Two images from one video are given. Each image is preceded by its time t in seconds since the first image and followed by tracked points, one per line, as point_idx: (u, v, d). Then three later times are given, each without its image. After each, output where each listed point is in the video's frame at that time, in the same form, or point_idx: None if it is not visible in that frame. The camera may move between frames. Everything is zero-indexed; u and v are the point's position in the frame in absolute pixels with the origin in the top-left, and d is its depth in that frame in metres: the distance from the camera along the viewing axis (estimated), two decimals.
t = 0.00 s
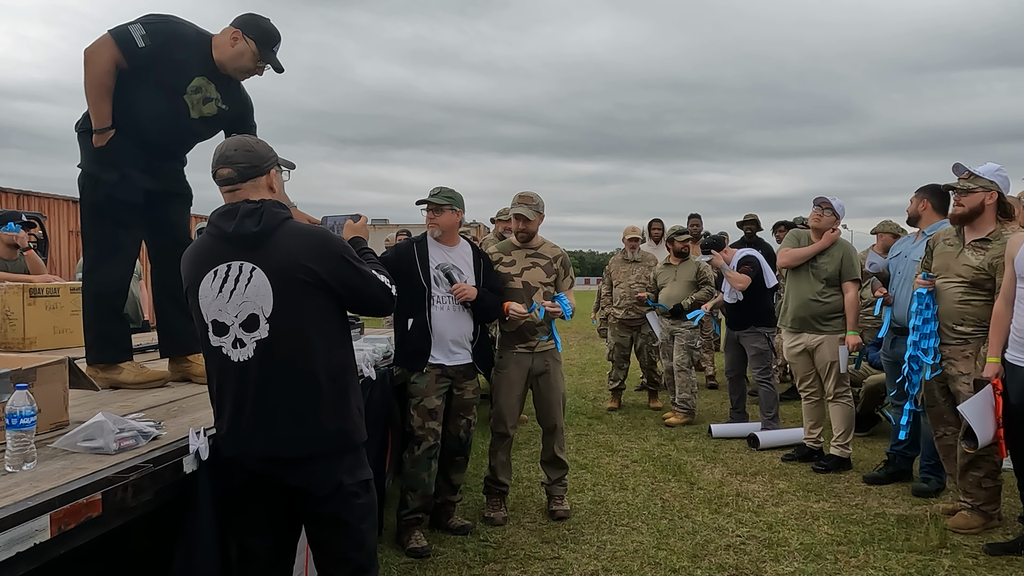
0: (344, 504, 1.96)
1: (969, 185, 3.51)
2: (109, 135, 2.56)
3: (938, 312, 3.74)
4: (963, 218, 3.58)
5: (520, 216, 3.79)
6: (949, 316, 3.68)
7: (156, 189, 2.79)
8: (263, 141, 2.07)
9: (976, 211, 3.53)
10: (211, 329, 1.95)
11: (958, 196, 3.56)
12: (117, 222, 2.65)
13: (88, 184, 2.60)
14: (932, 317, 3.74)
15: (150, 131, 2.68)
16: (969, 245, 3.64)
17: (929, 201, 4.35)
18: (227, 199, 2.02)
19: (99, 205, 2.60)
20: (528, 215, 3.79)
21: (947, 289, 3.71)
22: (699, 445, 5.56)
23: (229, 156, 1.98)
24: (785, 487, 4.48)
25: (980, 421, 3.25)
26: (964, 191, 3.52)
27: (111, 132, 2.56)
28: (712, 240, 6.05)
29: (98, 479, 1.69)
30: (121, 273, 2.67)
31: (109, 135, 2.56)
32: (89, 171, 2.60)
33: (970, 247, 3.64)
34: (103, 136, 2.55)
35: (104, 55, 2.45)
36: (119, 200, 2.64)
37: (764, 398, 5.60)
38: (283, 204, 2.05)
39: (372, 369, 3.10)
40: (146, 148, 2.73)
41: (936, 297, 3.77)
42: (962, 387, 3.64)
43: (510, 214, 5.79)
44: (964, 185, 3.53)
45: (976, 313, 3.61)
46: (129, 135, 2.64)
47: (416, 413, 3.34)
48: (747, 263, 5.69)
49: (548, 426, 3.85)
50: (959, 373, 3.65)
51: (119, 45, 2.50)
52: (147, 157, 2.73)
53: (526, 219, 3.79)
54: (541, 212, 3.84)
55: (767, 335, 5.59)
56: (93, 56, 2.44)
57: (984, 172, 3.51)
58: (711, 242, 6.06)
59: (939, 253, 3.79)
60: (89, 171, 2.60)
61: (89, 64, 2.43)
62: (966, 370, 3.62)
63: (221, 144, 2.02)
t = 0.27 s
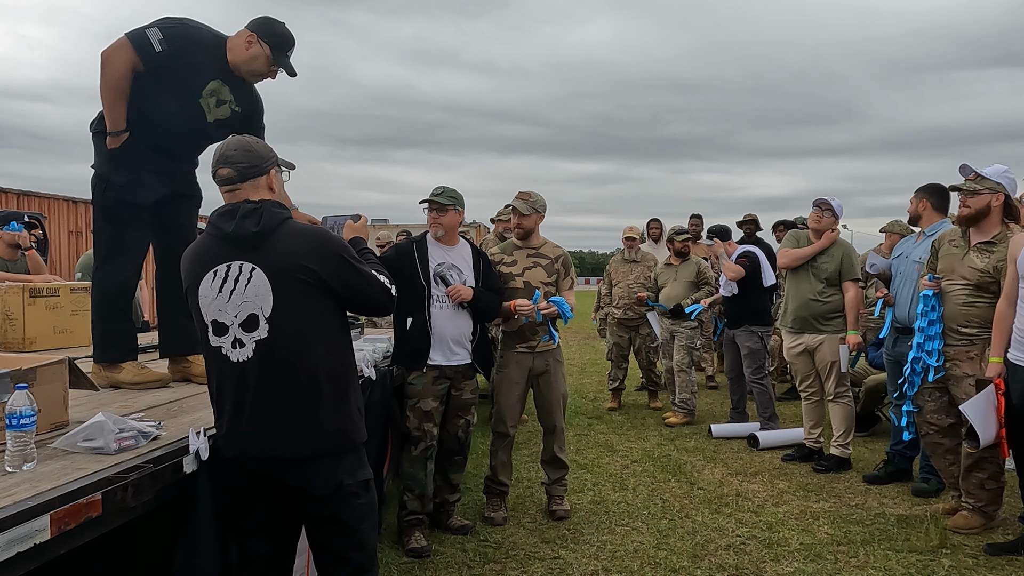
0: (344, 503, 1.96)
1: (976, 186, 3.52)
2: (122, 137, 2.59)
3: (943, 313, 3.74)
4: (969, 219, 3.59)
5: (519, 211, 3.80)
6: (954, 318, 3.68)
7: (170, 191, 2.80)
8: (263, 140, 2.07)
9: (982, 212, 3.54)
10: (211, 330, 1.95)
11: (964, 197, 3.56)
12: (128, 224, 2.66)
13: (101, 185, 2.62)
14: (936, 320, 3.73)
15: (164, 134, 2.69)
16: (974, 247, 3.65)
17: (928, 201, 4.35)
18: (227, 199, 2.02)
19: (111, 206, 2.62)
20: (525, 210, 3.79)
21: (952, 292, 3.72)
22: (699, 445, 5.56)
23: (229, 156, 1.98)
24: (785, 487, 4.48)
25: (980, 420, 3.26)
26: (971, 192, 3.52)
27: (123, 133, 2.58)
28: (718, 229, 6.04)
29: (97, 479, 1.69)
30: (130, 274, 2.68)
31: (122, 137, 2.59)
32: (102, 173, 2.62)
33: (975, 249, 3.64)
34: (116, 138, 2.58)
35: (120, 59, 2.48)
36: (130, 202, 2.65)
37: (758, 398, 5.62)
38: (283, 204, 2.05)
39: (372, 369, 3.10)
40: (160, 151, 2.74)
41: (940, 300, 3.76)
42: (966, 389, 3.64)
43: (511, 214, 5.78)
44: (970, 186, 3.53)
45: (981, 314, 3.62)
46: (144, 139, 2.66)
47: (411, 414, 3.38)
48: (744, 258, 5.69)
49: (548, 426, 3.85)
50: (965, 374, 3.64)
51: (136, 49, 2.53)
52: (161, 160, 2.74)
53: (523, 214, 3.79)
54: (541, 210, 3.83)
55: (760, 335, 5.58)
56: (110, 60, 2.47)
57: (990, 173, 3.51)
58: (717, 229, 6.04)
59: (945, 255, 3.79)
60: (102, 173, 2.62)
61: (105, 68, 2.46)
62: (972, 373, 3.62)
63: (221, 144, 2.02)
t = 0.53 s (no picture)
0: (344, 503, 1.96)
1: (978, 187, 3.53)
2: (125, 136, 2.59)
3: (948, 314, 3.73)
4: (969, 219, 3.59)
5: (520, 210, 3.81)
6: (959, 318, 3.68)
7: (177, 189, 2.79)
8: (263, 141, 2.07)
9: (984, 213, 3.54)
10: (212, 330, 1.95)
11: (965, 198, 3.58)
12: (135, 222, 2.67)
13: (107, 185, 2.63)
14: (940, 321, 3.73)
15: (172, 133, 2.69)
16: (976, 248, 3.65)
17: (924, 201, 4.35)
18: (227, 199, 2.02)
19: (118, 205, 2.63)
20: (526, 210, 3.80)
21: (955, 293, 3.71)
22: (699, 445, 5.56)
23: (229, 156, 1.98)
24: (785, 487, 4.48)
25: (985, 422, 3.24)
26: (972, 192, 3.54)
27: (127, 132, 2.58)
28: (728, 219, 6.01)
29: (97, 480, 1.69)
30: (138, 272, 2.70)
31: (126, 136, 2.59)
32: (108, 172, 2.63)
33: (977, 250, 3.65)
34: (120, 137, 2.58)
35: (124, 59, 2.47)
36: (136, 201, 2.65)
37: (756, 398, 5.62)
38: (283, 204, 2.05)
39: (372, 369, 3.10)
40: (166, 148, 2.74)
41: (944, 302, 3.75)
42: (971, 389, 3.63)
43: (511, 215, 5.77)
44: (972, 187, 3.55)
45: (986, 314, 3.61)
46: (149, 136, 2.67)
47: (409, 414, 3.38)
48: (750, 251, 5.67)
49: (548, 426, 3.85)
50: (968, 373, 3.63)
51: (137, 47, 2.51)
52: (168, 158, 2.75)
53: (524, 214, 3.79)
54: (542, 210, 3.84)
55: (755, 332, 5.59)
56: (113, 59, 2.45)
57: (993, 175, 3.53)
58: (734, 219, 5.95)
59: (946, 257, 3.79)
60: (109, 172, 2.63)
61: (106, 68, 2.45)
62: (977, 370, 3.61)
63: (221, 144, 2.02)
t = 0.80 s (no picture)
0: (344, 503, 1.96)
1: (976, 185, 3.55)
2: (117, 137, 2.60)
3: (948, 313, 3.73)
4: (967, 217, 3.60)
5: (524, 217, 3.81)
6: (960, 318, 3.68)
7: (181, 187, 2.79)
8: (263, 141, 2.07)
9: (981, 211, 3.56)
10: (211, 330, 1.95)
11: (963, 196, 3.58)
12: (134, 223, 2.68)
13: (105, 189, 2.65)
14: (941, 321, 3.72)
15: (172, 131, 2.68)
16: (974, 247, 3.66)
17: (923, 202, 4.34)
18: (227, 199, 2.02)
19: (117, 207, 2.65)
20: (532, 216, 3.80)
21: (955, 292, 3.71)
22: (699, 445, 5.56)
23: (229, 156, 1.98)
24: (785, 487, 4.48)
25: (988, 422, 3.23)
26: (970, 190, 3.54)
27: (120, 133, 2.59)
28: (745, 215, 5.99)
29: (97, 479, 1.69)
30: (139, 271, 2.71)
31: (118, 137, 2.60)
32: (106, 175, 2.64)
33: (976, 249, 3.65)
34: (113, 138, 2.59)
35: (112, 61, 2.48)
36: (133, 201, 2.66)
37: (760, 399, 5.62)
38: (282, 204, 2.05)
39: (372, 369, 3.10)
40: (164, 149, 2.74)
41: (944, 301, 3.76)
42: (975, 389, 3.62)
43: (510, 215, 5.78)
44: (969, 185, 3.57)
45: (987, 314, 3.61)
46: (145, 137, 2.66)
47: (409, 415, 3.38)
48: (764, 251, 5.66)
49: (548, 426, 3.85)
50: (971, 373, 3.63)
51: (124, 48, 2.51)
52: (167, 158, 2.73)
53: (531, 222, 3.80)
54: (544, 213, 3.84)
55: (759, 333, 5.58)
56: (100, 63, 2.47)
57: (990, 173, 3.53)
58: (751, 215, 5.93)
59: (943, 257, 3.79)
60: (106, 175, 2.64)
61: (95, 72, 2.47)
62: (979, 369, 3.60)
63: (221, 144, 2.02)
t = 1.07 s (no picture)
0: (344, 503, 1.96)
1: (968, 185, 3.59)
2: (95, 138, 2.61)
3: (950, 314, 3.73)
4: (961, 217, 3.64)
5: (521, 210, 3.79)
6: (961, 319, 3.68)
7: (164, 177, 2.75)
8: (263, 141, 2.07)
9: (974, 211, 3.59)
10: (211, 330, 1.95)
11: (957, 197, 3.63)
12: (115, 220, 2.69)
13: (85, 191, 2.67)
14: (942, 320, 3.71)
15: (149, 123, 2.65)
16: (973, 247, 3.66)
17: (919, 204, 4.35)
18: (227, 198, 2.02)
19: (96, 207, 2.66)
20: (527, 209, 3.78)
21: (955, 292, 3.71)
22: (699, 445, 5.56)
23: (229, 156, 1.99)
24: (785, 487, 4.48)
25: (978, 417, 3.26)
26: (962, 190, 3.59)
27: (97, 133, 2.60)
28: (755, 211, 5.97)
29: (98, 480, 1.69)
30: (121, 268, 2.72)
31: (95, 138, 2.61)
32: (86, 178, 2.67)
33: (976, 248, 3.65)
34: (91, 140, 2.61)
35: (75, 63, 2.50)
36: (109, 199, 2.65)
37: (761, 399, 5.63)
38: (282, 204, 2.05)
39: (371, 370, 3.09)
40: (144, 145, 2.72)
41: (944, 301, 3.75)
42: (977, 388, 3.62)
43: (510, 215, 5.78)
44: (961, 185, 3.61)
45: (987, 314, 3.60)
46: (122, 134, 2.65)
47: (410, 415, 3.38)
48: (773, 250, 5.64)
49: (548, 426, 3.85)
50: (972, 374, 3.64)
51: (83, 48, 2.50)
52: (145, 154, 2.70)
53: (525, 214, 3.79)
54: (542, 209, 3.83)
55: (764, 334, 5.59)
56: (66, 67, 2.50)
57: (983, 173, 3.57)
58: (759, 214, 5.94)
59: (945, 258, 3.79)
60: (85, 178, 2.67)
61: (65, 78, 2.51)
62: (979, 370, 3.62)
63: (221, 144, 2.02)
